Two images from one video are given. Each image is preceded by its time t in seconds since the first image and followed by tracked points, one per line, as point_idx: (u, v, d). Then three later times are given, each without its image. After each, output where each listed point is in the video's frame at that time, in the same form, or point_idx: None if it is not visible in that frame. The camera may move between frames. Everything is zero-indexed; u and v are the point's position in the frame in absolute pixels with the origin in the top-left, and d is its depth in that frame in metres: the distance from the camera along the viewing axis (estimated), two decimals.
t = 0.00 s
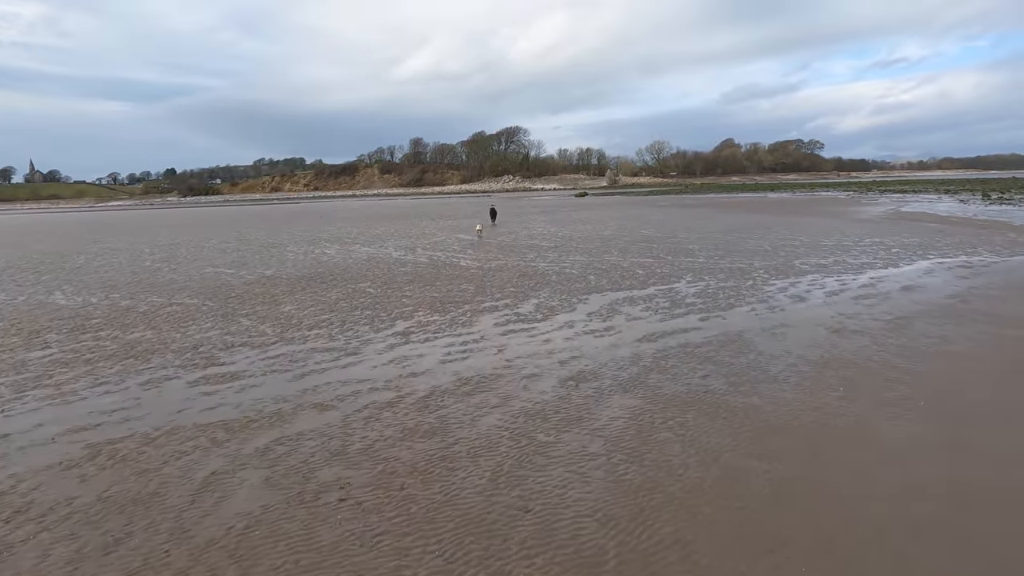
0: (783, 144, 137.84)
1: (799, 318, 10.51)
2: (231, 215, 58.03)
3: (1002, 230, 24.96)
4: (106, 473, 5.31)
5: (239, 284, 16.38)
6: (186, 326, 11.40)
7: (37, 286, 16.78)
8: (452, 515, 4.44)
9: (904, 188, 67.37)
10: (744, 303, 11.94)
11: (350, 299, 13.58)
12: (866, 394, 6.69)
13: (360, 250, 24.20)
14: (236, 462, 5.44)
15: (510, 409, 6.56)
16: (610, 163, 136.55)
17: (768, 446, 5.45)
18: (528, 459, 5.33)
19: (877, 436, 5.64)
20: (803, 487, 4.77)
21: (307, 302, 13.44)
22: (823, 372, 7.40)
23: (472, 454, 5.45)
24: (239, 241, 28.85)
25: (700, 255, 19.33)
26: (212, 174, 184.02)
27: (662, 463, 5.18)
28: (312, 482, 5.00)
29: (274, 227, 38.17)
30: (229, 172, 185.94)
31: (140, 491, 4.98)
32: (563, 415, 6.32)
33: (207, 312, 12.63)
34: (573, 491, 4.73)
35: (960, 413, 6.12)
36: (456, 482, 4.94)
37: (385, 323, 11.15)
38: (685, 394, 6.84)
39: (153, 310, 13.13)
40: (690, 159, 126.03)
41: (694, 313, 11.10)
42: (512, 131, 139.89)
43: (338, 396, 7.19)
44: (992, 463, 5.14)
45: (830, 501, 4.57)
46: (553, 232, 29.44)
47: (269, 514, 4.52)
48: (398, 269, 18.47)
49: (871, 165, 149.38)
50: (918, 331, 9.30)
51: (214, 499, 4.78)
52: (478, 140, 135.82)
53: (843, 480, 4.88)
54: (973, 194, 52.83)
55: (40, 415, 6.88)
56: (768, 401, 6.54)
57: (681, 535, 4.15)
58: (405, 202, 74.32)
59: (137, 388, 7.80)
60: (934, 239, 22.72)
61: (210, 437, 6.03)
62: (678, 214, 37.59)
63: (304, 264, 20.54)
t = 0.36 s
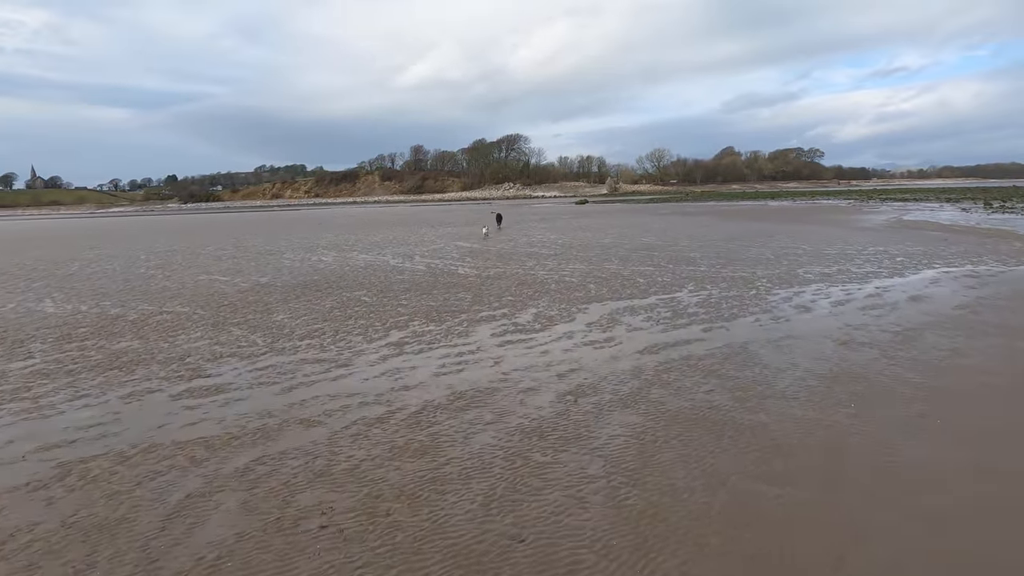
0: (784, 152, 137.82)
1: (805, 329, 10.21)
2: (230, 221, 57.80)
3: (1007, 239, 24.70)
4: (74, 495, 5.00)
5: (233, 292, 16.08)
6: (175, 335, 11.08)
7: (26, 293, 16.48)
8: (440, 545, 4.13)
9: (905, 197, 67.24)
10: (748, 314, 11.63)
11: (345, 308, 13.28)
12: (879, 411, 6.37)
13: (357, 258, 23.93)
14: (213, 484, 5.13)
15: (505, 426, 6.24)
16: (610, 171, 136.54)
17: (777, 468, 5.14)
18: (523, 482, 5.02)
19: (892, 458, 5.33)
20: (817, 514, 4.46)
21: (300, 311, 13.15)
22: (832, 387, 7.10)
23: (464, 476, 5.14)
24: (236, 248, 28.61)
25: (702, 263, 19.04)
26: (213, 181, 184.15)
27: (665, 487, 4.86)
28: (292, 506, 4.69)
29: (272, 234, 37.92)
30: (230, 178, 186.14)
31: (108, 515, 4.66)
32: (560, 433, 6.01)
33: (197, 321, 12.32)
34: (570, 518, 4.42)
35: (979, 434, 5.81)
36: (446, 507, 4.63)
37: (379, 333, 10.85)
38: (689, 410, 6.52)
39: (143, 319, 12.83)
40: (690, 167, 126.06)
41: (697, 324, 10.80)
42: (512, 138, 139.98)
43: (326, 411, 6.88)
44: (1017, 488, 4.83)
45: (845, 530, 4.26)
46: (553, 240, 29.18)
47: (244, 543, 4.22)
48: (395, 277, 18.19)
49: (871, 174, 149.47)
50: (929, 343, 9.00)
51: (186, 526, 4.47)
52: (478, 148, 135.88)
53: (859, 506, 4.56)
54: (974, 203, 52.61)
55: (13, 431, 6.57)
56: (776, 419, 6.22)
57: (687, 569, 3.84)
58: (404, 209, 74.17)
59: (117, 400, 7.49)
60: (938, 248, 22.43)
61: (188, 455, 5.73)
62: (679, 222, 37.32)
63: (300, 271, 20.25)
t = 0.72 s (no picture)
0: (784, 162, 137.94)
1: (812, 345, 9.87)
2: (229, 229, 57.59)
3: (1012, 251, 24.38)
4: (34, 529, 4.65)
5: (225, 303, 15.75)
6: (161, 349, 10.74)
7: (13, 304, 16.14)
8: None
9: (905, 207, 67.42)
10: (752, 328, 11.29)
11: (338, 321, 12.95)
12: (895, 436, 6.01)
13: (354, 267, 23.63)
14: (184, 516, 4.78)
15: (498, 452, 5.89)
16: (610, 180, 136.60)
17: (790, 501, 4.79)
18: (517, 516, 4.67)
19: (913, 490, 4.97)
20: (836, 555, 4.10)
21: (292, 323, 12.81)
22: (844, 408, 6.75)
23: (454, 509, 4.79)
24: (232, 257, 28.31)
25: (703, 274, 18.72)
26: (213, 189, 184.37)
27: (670, 524, 4.51)
28: (266, 545, 4.34)
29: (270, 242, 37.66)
30: (230, 186, 186.36)
31: (67, 554, 4.31)
32: (557, 460, 5.66)
33: (185, 334, 11.97)
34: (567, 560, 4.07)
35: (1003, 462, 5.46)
36: (433, 545, 4.28)
37: (372, 347, 10.51)
38: (694, 435, 6.17)
39: (130, 332, 12.49)
40: (690, 176, 126.12)
41: (700, 339, 10.45)
42: (513, 147, 140.11)
43: (311, 433, 6.52)
44: None
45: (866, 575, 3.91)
46: (552, 249, 28.88)
47: None
48: (391, 288, 17.87)
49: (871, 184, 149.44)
50: (941, 361, 8.67)
51: (151, 566, 4.12)
52: (478, 157, 136.01)
53: (880, 546, 4.22)
54: (976, 213, 52.35)
55: None
56: (785, 445, 5.87)
57: None
58: (404, 218, 74.05)
59: (93, 421, 7.14)
60: (943, 259, 22.14)
61: (161, 483, 5.38)
62: (680, 231, 37.06)
63: (295, 281, 19.93)
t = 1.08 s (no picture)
0: (784, 168, 137.95)
1: (823, 355, 9.52)
2: (227, 236, 57.34)
3: (1018, 257, 24.07)
4: None
5: (219, 311, 15.41)
6: (149, 359, 10.39)
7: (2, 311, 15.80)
8: None
9: (907, 213, 67.13)
10: (760, 337, 10.94)
11: (334, 329, 12.61)
12: (920, 454, 5.64)
13: (352, 274, 23.31)
14: (158, 545, 4.43)
15: (498, 471, 5.55)
16: (610, 186, 136.62)
17: (812, 529, 4.44)
18: (518, 544, 4.32)
19: (945, 515, 4.62)
20: None
21: (286, 332, 12.46)
22: (863, 424, 6.39)
23: (450, 536, 4.44)
24: (229, 264, 28.00)
25: (707, 281, 18.40)
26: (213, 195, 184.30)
27: (683, 555, 4.15)
28: None
29: (268, 249, 37.36)
30: (230, 192, 186.27)
31: None
32: (560, 481, 5.32)
33: (175, 343, 11.61)
34: None
35: None
36: None
37: (368, 357, 10.16)
38: (705, 453, 5.82)
39: (119, 340, 12.14)
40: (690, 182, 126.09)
41: (707, 349, 10.10)
42: (513, 153, 140.07)
43: (299, 450, 6.16)
44: None
45: None
46: (553, 256, 28.57)
47: None
48: (389, 295, 17.54)
49: (872, 190, 149.47)
50: (960, 372, 8.32)
51: None
52: (478, 163, 136.01)
53: None
54: (978, 218, 52.14)
55: None
56: (804, 464, 5.50)
57: None
58: (404, 224, 73.88)
59: (71, 436, 6.79)
60: (950, 265, 21.81)
61: (137, 506, 5.04)
62: (681, 237, 36.75)
63: (292, 288, 19.60)
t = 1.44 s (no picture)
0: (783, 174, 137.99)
1: (835, 367, 9.17)
2: (225, 241, 57.05)
3: None
4: None
5: (211, 320, 15.03)
6: (135, 371, 10.02)
7: None
8: None
9: (906, 218, 67.03)
10: (768, 347, 10.57)
11: (328, 339, 12.24)
12: (949, 479, 5.28)
13: (349, 281, 22.97)
14: None
15: (496, 497, 5.18)
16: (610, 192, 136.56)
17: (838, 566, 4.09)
18: None
19: (981, 549, 4.26)
20: None
21: (279, 342, 12.08)
22: (884, 444, 6.04)
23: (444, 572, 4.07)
24: (224, 270, 27.65)
25: (710, 289, 18.07)
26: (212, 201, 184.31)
27: None
28: None
29: (265, 255, 37.04)
30: (229, 198, 186.00)
31: None
32: (563, 507, 4.95)
33: (163, 354, 11.24)
34: None
35: None
36: None
37: (362, 369, 9.79)
38: (717, 476, 5.46)
39: (106, 351, 11.76)
40: (689, 189, 126.04)
41: (713, 360, 9.73)
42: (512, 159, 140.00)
43: (285, 472, 5.79)
44: None
45: None
46: (553, 262, 28.26)
47: None
48: (386, 303, 17.19)
49: (870, 196, 149.52)
50: (980, 386, 7.96)
51: None
52: (477, 169, 135.92)
53: None
54: (979, 225, 51.99)
55: None
56: (825, 490, 5.13)
57: None
58: (403, 230, 73.60)
59: (45, 456, 6.42)
60: (956, 272, 21.49)
61: (107, 538, 4.66)
62: (682, 243, 36.46)
63: (287, 295, 19.24)
